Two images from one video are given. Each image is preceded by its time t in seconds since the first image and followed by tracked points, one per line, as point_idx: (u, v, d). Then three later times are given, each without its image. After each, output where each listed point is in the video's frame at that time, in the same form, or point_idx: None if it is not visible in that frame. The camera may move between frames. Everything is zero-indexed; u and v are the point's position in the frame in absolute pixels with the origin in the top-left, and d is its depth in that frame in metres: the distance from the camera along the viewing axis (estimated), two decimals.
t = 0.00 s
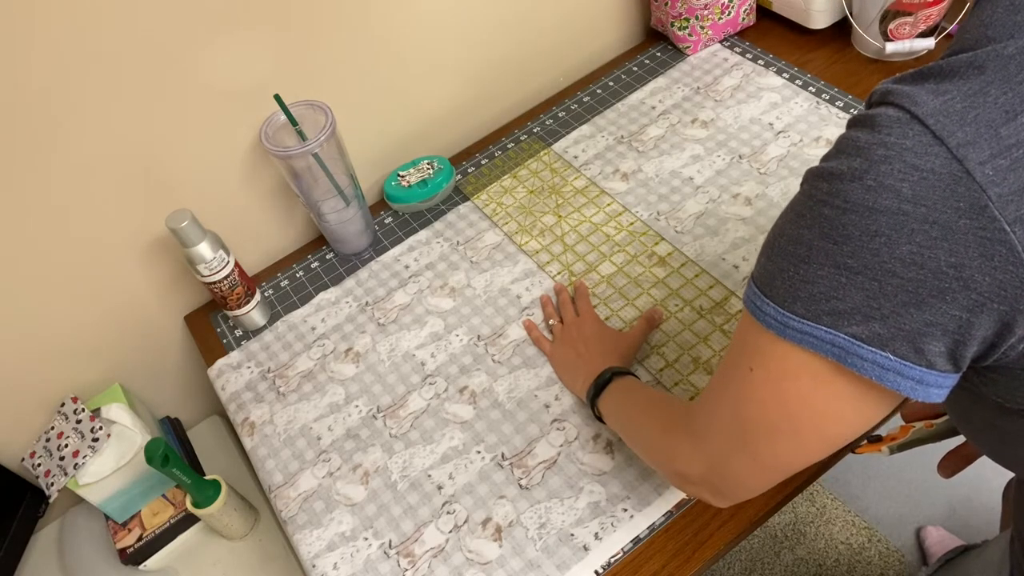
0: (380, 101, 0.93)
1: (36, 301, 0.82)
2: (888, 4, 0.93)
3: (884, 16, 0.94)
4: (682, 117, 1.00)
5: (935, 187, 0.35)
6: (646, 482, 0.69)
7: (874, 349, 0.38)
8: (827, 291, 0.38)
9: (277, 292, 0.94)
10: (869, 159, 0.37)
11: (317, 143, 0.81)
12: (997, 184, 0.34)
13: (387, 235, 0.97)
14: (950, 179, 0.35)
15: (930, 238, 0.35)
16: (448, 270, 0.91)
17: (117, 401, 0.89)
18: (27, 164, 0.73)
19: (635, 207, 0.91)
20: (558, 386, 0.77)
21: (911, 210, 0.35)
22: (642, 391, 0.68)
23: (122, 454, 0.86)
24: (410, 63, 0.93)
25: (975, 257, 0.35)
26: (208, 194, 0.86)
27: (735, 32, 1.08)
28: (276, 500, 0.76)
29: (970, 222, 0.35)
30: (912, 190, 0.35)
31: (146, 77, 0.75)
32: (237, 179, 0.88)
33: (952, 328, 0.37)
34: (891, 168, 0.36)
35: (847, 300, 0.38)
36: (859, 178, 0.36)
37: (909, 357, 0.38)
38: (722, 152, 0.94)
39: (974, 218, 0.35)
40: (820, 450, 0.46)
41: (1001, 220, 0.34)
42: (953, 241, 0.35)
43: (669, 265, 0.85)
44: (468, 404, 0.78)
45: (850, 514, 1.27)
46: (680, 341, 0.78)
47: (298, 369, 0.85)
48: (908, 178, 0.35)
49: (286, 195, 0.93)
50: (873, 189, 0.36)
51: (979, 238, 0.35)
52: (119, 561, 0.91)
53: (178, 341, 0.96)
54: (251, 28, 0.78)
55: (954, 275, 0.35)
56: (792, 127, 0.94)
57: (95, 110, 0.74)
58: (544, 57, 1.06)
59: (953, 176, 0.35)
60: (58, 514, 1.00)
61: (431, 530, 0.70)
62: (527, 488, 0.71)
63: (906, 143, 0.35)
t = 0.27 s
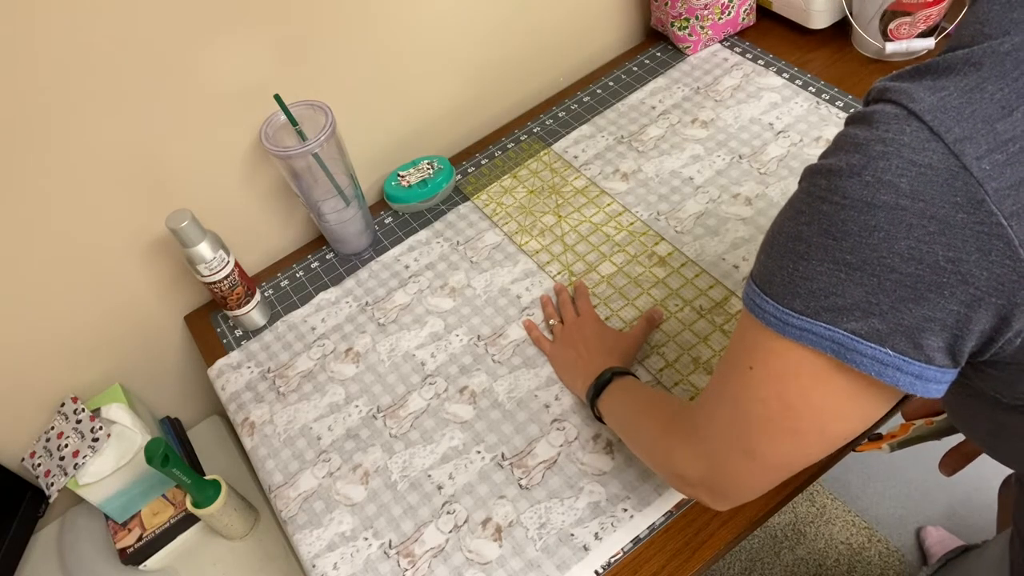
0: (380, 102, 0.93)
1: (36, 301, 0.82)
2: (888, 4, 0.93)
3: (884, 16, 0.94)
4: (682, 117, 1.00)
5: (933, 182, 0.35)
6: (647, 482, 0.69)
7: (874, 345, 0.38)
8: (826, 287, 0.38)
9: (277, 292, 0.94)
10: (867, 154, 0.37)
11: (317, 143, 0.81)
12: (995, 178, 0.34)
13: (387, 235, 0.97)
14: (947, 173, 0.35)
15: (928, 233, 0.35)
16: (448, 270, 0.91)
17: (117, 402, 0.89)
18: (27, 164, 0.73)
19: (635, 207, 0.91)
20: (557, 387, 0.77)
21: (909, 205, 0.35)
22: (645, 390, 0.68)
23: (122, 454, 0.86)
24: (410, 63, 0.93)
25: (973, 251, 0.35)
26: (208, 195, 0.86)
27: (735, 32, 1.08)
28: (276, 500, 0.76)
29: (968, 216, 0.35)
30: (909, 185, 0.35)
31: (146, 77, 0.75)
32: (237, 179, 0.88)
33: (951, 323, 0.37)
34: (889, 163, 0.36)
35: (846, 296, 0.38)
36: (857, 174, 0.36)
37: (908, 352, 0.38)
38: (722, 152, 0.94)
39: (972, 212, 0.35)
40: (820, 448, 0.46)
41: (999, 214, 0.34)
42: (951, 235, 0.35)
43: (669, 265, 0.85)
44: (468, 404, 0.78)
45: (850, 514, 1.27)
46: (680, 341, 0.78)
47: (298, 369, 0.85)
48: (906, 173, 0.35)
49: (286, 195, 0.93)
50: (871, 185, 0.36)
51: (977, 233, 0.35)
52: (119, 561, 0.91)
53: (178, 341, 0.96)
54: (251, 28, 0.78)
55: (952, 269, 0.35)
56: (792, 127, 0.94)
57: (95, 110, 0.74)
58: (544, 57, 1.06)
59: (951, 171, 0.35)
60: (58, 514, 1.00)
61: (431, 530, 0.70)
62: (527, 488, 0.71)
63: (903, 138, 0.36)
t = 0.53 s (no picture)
0: (381, 101, 0.93)
1: (36, 300, 0.82)
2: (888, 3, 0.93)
3: (884, 17, 0.94)
4: (682, 117, 1.00)
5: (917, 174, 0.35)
6: (647, 482, 0.69)
7: (878, 345, 0.38)
8: (824, 284, 0.38)
9: (277, 292, 0.94)
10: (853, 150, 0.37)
11: (316, 143, 0.81)
12: (976, 171, 0.35)
13: (387, 235, 0.97)
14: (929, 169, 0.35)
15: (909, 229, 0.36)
16: (448, 270, 0.91)
17: (117, 402, 0.89)
18: (27, 163, 0.73)
19: (635, 207, 0.91)
20: (558, 387, 0.78)
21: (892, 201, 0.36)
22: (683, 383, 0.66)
23: (122, 454, 0.86)
24: (410, 63, 0.93)
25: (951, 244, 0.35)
26: (208, 194, 0.86)
27: (735, 32, 1.08)
28: (276, 500, 0.76)
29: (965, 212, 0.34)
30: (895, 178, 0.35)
31: (146, 77, 0.75)
32: (237, 179, 0.88)
33: (941, 310, 0.37)
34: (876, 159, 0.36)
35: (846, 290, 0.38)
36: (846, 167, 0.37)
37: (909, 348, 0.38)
38: (722, 152, 0.94)
39: (957, 205, 0.35)
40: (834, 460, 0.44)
41: (981, 205, 0.35)
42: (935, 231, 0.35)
43: (669, 265, 0.85)
44: (468, 404, 0.78)
45: (851, 513, 1.27)
46: (680, 341, 0.78)
47: (298, 369, 0.85)
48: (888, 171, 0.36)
49: (286, 195, 0.93)
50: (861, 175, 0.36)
51: (961, 223, 0.35)
52: (120, 561, 0.91)
53: (178, 341, 0.96)
54: (251, 29, 0.78)
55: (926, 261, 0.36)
56: (792, 127, 0.94)
57: (94, 110, 0.74)
58: (544, 57, 1.06)
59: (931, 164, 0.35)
60: (58, 514, 1.00)
61: (431, 530, 0.70)
62: (527, 488, 0.71)
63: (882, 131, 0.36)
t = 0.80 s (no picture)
0: (382, 101, 0.93)
1: (36, 300, 0.82)
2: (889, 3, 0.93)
3: (884, 17, 0.94)
4: (682, 117, 1.00)
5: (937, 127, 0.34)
6: (647, 482, 0.69)
7: (943, 275, 0.36)
8: (881, 225, 0.36)
9: (277, 292, 0.94)
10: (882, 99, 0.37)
11: (316, 143, 0.81)
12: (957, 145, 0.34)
13: (387, 235, 0.97)
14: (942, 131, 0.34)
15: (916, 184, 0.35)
16: (448, 270, 0.91)
17: (117, 402, 0.89)
18: (27, 163, 0.73)
19: (635, 207, 0.91)
20: (558, 386, 0.77)
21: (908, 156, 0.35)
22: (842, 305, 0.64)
23: (122, 454, 0.86)
24: (411, 63, 0.93)
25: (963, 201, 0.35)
26: (208, 194, 0.86)
27: (735, 32, 1.08)
28: (276, 500, 0.76)
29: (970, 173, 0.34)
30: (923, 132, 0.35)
31: (146, 77, 0.75)
32: (237, 179, 0.88)
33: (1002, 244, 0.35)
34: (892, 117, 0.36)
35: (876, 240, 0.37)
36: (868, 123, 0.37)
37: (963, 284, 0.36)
38: (722, 152, 0.94)
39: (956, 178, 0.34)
40: (985, 391, 0.40)
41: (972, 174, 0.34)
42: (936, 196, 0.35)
43: (669, 265, 0.84)
44: (468, 404, 0.78)
45: (851, 513, 1.27)
46: (680, 341, 0.78)
47: (298, 369, 0.85)
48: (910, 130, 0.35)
49: (286, 195, 0.93)
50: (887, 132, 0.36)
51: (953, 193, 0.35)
52: (119, 561, 0.91)
53: (178, 341, 0.96)
54: (251, 29, 0.79)
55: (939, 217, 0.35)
56: (792, 127, 0.94)
57: (95, 110, 0.74)
58: (544, 57, 1.06)
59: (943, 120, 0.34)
60: (58, 513, 1.00)
61: (431, 530, 0.70)
62: (527, 487, 0.71)
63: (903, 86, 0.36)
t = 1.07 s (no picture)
0: (382, 101, 0.93)
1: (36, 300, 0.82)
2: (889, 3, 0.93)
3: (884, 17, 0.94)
4: (682, 117, 1.00)
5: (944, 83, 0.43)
6: (647, 482, 0.69)
7: (990, 200, 0.43)
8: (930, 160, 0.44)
9: (277, 292, 0.94)
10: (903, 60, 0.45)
11: (316, 143, 0.81)
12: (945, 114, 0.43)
13: (387, 235, 0.97)
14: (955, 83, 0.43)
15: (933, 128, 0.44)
16: (448, 270, 0.91)
17: (116, 402, 0.89)
18: (27, 162, 0.73)
19: (635, 207, 0.91)
20: (558, 386, 0.77)
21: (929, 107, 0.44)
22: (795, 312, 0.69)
23: (122, 454, 0.86)
24: (411, 63, 0.93)
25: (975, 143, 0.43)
26: (209, 194, 0.87)
27: (735, 32, 1.08)
28: (276, 500, 0.76)
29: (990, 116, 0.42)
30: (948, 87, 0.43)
31: (146, 76, 0.75)
32: (238, 179, 0.88)
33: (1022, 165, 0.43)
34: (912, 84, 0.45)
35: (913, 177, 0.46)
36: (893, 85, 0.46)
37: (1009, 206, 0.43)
38: (722, 152, 0.94)
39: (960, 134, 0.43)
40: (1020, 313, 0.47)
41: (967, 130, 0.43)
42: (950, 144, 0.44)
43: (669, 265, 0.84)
44: (468, 404, 0.78)
45: (851, 513, 1.27)
46: (680, 341, 0.78)
47: (298, 369, 0.85)
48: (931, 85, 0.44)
49: (286, 195, 0.93)
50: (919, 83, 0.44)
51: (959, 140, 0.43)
52: (119, 561, 0.91)
53: (178, 341, 0.96)
54: (252, 29, 0.79)
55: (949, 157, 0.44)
56: (792, 127, 0.94)
57: (95, 109, 0.74)
58: (545, 57, 1.06)
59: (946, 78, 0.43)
60: (58, 513, 1.00)
61: (431, 530, 0.70)
62: (527, 487, 0.71)
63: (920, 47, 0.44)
